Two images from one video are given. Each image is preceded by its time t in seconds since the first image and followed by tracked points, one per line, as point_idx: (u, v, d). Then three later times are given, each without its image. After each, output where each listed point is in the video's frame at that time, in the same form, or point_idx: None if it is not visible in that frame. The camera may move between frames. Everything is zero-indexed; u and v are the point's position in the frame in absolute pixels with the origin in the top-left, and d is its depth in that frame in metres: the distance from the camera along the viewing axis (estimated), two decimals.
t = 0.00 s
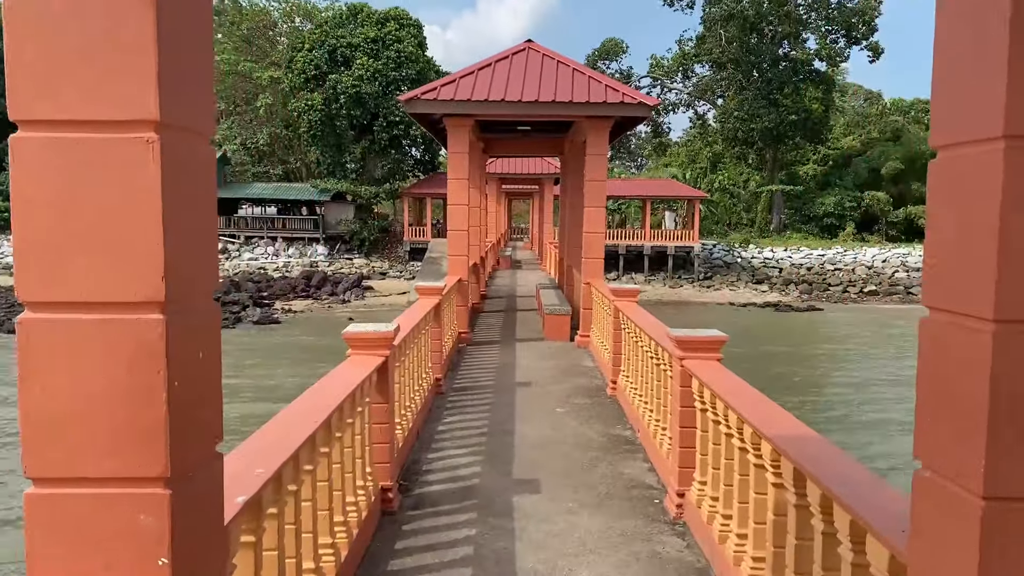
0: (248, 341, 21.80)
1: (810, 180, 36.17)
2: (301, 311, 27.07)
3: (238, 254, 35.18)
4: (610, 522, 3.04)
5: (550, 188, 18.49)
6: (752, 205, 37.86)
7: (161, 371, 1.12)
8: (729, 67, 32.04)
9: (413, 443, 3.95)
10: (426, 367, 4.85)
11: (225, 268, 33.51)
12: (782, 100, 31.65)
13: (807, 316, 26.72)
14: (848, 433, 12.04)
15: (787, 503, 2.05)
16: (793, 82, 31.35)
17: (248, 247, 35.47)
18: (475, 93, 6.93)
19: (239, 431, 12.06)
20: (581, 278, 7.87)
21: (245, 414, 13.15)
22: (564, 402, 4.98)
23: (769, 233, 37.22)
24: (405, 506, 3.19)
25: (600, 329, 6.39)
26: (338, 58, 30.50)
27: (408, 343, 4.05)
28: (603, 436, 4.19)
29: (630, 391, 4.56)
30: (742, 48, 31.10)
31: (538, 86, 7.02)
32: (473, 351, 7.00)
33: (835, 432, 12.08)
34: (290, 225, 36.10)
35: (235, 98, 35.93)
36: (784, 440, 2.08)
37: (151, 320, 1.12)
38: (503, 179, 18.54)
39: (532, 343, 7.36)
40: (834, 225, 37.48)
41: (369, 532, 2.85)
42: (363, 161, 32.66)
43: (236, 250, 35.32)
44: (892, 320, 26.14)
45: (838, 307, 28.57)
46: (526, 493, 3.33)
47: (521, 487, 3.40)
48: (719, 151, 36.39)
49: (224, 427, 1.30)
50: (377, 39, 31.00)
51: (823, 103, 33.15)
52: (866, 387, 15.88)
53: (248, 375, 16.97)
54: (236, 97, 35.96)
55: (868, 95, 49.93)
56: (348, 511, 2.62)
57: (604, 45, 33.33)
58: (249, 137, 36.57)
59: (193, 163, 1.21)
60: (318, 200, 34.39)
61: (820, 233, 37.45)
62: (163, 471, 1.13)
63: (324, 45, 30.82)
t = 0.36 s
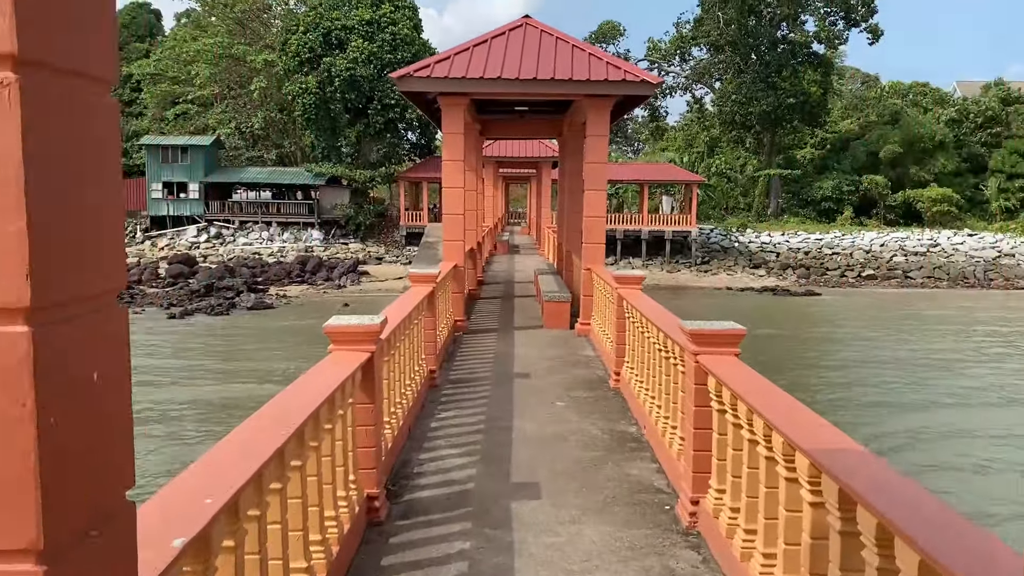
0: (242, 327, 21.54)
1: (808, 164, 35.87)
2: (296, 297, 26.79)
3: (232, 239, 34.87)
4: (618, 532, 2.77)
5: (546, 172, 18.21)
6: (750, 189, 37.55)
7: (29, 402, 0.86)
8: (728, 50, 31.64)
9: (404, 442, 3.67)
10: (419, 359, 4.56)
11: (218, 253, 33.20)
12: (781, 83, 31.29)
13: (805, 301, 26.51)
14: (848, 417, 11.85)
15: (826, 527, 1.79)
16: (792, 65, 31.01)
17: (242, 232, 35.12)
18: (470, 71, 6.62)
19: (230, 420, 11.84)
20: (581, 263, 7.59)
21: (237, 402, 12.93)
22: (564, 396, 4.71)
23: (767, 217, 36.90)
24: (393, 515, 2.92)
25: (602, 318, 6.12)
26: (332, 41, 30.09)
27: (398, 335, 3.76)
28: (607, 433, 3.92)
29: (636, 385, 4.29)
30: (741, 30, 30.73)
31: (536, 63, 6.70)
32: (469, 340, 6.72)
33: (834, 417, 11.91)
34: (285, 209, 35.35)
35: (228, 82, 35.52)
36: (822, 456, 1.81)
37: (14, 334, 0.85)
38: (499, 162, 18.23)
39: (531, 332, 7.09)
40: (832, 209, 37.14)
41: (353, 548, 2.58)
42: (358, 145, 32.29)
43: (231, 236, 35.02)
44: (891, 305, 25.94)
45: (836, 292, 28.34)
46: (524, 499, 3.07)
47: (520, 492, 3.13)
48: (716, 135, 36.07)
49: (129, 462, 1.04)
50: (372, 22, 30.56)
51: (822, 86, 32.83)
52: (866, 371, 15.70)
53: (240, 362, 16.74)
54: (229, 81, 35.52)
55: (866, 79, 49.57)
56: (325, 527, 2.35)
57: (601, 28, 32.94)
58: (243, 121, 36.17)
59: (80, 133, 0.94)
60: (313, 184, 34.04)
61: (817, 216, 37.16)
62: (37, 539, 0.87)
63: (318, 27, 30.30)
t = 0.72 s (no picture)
0: (233, 328, 21.26)
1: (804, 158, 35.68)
2: (289, 297, 26.50)
3: (224, 240, 34.53)
4: (618, 567, 2.49)
5: (539, 168, 17.95)
6: (746, 184, 37.36)
7: None
8: (722, 44, 31.36)
9: (383, 462, 3.38)
10: (401, 368, 4.27)
11: (210, 254, 32.87)
12: (776, 76, 31.05)
13: (802, 296, 26.27)
14: (847, 411, 11.65)
15: None
16: (787, 59, 30.77)
17: (234, 232, 34.82)
18: (457, 63, 6.31)
19: (216, 422, 11.56)
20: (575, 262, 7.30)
21: (225, 403, 12.69)
22: (559, 405, 4.42)
23: (763, 212, 36.65)
24: (368, 550, 2.63)
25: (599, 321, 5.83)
26: (324, 38, 29.73)
27: (376, 345, 3.46)
28: (605, 447, 3.64)
29: (635, 395, 4.00)
30: (735, 24, 30.49)
31: (527, 54, 6.40)
32: (459, 344, 6.43)
33: (832, 410, 11.70)
34: (278, 208, 35.12)
35: (219, 80, 35.12)
36: (860, 499, 1.53)
37: None
38: (492, 158, 17.92)
39: (524, 335, 6.82)
40: (828, 203, 36.94)
41: None
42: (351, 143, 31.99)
43: (223, 236, 34.67)
44: (889, 298, 25.73)
45: (834, 286, 28.13)
46: (514, 528, 2.79)
47: (510, 521, 2.84)
48: (711, 131, 35.82)
49: None
50: (363, 18, 30.21)
51: (817, 79, 32.55)
52: (864, 365, 15.49)
53: (230, 363, 16.49)
54: (219, 80, 35.14)
55: (861, 72, 49.38)
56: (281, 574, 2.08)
57: (595, 23, 32.64)
58: (235, 120, 35.80)
59: None
60: (306, 183, 33.70)
61: (814, 211, 36.90)
62: None
63: (309, 24, 29.92)
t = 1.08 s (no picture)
0: (229, 338, 21.02)
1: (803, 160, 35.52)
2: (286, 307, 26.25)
3: (221, 250, 34.29)
4: None
5: (536, 174, 17.73)
6: (745, 187, 37.21)
7: None
8: (718, 47, 31.18)
9: (369, 494, 3.13)
10: (391, 389, 4.02)
11: (206, 264, 32.62)
12: (774, 78, 30.88)
13: (804, 299, 26.05)
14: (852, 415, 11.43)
15: None
16: (784, 60, 30.62)
17: (231, 242, 34.61)
18: (448, 66, 6.08)
19: (208, 436, 11.31)
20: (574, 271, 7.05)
21: (219, 414, 12.46)
22: (558, 425, 4.18)
23: (763, 215, 36.50)
24: None
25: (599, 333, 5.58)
26: (318, 45, 29.53)
27: (360, 368, 3.22)
28: (607, 473, 3.41)
29: (639, 415, 3.76)
30: (732, 26, 30.32)
31: (520, 56, 6.18)
32: (454, 359, 6.18)
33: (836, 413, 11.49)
34: (274, 217, 34.53)
35: (214, 89, 34.93)
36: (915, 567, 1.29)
37: None
38: (488, 165, 17.71)
39: (521, 347, 6.57)
40: (828, 205, 36.75)
41: None
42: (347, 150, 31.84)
43: (219, 246, 34.41)
44: (891, 300, 25.53)
45: (835, 289, 27.93)
46: (511, 569, 2.55)
47: (506, 561, 2.60)
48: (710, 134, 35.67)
49: None
50: (358, 25, 29.98)
51: (815, 81, 32.34)
52: (867, 367, 15.28)
53: (225, 373, 16.25)
54: (214, 88, 34.93)
55: (857, 74, 49.31)
56: None
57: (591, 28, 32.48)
58: (229, 129, 35.59)
59: None
60: (301, 192, 33.47)
61: (814, 213, 36.69)
62: None
63: (303, 32, 29.75)
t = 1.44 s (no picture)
0: (232, 350, 20.79)
1: (809, 166, 35.23)
2: (290, 319, 26.01)
3: (224, 263, 34.13)
4: None
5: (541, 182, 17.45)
6: (751, 194, 36.96)
7: None
8: (722, 53, 30.90)
9: (369, 531, 2.85)
10: (393, 411, 3.75)
11: (210, 277, 32.44)
12: (779, 84, 30.65)
13: (813, 305, 25.70)
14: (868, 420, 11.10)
15: None
16: (788, 66, 30.41)
17: (235, 256, 34.43)
18: (451, 69, 5.81)
19: (207, 450, 11.03)
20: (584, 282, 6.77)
21: (219, 426, 12.22)
22: (574, 447, 3.90)
23: (769, 222, 36.19)
24: None
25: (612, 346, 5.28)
26: (320, 57, 29.36)
27: (358, 392, 2.93)
28: (630, 503, 3.12)
29: (662, 437, 3.48)
30: (735, 33, 30.07)
31: (526, 57, 5.91)
32: (461, 374, 5.89)
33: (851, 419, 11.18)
34: (277, 230, 34.60)
35: (217, 103, 34.81)
36: None
37: None
38: (492, 173, 17.44)
39: (531, 361, 6.29)
40: (835, 211, 36.39)
41: None
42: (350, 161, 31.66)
43: (223, 260, 34.25)
44: (900, 305, 25.17)
45: (844, 295, 27.60)
46: None
47: None
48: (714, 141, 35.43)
49: None
50: (360, 36, 29.80)
51: (820, 86, 32.11)
52: (880, 373, 14.96)
53: (227, 386, 15.99)
54: (216, 102, 34.81)
55: (860, 79, 49.07)
56: None
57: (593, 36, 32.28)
58: (232, 142, 35.46)
59: None
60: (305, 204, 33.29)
61: (821, 219, 36.35)
62: None
63: (305, 44, 29.62)
